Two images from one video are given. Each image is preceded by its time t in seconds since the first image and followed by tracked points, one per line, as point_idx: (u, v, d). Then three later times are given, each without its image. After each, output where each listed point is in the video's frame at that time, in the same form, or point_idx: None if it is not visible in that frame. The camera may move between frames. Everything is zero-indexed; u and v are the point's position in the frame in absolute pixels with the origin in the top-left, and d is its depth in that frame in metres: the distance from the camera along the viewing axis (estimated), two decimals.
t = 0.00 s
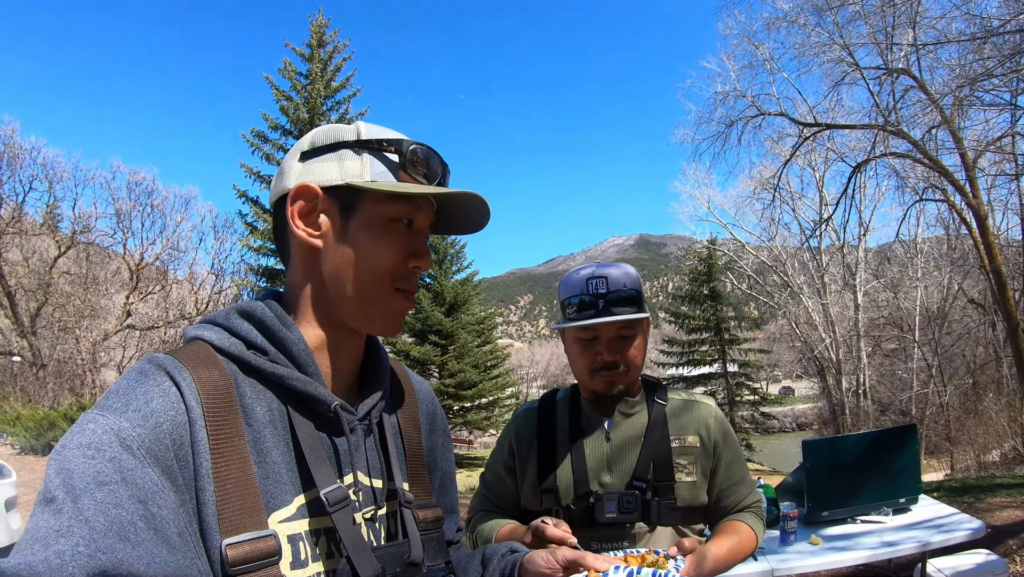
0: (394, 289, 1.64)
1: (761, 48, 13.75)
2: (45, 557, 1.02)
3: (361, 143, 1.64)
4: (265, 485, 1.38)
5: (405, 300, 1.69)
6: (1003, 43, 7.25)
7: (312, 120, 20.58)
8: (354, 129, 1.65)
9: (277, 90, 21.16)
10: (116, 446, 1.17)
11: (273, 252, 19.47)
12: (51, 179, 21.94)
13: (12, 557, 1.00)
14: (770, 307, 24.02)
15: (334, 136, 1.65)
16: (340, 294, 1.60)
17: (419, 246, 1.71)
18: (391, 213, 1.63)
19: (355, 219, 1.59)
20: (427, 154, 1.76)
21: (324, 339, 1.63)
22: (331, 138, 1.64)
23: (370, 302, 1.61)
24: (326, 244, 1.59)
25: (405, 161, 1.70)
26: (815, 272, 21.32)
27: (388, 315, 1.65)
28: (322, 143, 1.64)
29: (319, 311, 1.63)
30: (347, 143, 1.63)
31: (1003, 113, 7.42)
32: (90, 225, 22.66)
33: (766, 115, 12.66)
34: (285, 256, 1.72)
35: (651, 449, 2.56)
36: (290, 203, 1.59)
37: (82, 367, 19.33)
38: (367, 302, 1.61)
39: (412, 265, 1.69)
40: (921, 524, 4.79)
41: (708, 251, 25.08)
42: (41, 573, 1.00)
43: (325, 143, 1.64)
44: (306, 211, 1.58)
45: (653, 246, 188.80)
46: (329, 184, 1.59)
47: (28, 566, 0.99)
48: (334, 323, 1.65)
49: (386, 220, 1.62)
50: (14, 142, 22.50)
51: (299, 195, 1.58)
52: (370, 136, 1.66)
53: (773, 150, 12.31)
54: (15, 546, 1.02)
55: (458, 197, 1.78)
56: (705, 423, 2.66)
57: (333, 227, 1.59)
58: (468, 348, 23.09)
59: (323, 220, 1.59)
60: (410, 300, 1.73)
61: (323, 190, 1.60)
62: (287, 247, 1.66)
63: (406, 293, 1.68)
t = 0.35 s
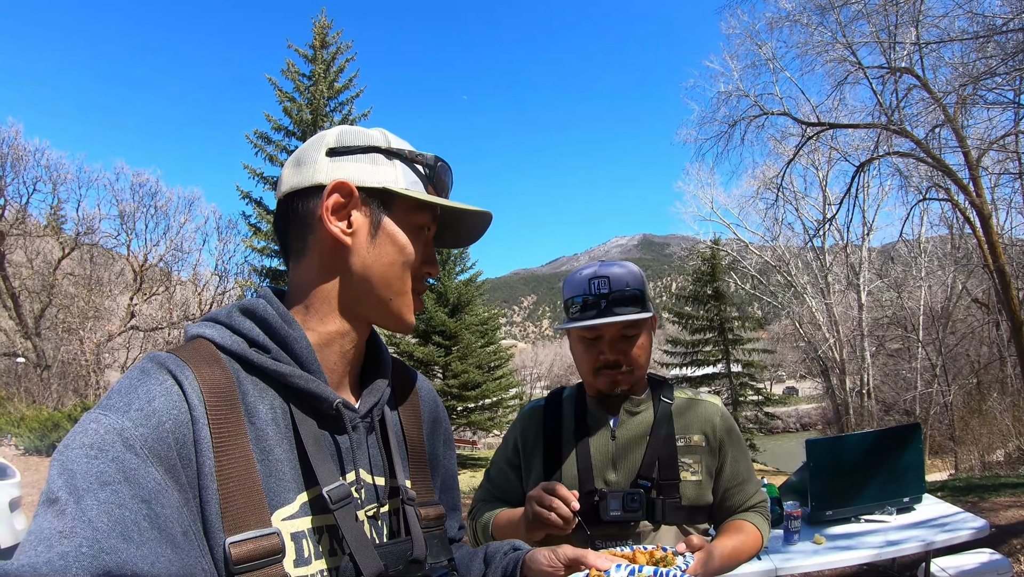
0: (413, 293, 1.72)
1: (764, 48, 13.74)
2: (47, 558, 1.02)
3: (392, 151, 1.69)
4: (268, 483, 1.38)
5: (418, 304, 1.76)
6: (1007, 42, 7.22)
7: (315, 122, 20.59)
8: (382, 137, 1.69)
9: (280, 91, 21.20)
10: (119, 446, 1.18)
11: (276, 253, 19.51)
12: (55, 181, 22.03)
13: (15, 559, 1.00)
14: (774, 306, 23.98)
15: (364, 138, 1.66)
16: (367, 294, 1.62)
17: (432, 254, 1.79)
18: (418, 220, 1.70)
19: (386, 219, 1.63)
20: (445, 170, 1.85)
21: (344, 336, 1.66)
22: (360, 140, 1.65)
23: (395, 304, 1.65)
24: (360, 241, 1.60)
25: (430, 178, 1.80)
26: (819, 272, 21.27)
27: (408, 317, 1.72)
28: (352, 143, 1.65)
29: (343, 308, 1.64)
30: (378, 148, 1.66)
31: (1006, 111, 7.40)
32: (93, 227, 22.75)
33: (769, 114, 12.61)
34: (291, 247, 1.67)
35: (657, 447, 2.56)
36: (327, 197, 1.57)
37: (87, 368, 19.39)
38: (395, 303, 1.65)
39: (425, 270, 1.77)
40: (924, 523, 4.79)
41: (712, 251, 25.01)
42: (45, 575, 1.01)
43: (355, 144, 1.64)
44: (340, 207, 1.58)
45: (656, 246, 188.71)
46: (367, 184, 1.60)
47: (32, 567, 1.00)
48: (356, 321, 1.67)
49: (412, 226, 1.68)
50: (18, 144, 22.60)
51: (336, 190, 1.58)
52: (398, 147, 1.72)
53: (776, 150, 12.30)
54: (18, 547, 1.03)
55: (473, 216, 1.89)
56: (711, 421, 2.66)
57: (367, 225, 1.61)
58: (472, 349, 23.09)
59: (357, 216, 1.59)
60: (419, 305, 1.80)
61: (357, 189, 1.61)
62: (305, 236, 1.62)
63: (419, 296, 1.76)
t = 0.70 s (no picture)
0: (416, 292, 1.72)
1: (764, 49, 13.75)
2: (49, 553, 1.02)
3: (396, 151, 1.69)
4: (269, 480, 1.38)
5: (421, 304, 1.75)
6: (1008, 42, 7.21)
7: (317, 124, 20.61)
8: (387, 136, 1.70)
9: (281, 94, 21.23)
10: (121, 442, 1.18)
11: (278, 255, 19.54)
12: (56, 183, 22.09)
13: (16, 554, 1.00)
14: (776, 308, 23.96)
15: (368, 138, 1.67)
16: (369, 292, 1.62)
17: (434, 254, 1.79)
18: (419, 221, 1.69)
19: (388, 218, 1.63)
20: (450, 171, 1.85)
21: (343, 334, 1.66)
22: (365, 139, 1.66)
23: (394, 304, 1.64)
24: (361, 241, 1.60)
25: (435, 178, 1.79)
26: (821, 273, 21.26)
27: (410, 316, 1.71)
28: (356, 142, 1.65)
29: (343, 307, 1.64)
30: (383, 148, 1.67)
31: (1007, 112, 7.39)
32: (95, 229, 22.79)
33: (770, 116, 12.59)
34: (294, 245, 1.67)
35: (659, 447, 2.56)
36: (330, 197, 1.58)
37: (89, 370, 19.42)
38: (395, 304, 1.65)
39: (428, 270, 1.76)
40: (927, 524, 4.77)
41: (713, 253, 24.97)
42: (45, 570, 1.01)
43: (359, 143, 1.65)
44: (343, 205, 1.58)
45: (657, 249, 188.63)
46: (370, 183, 1.60)
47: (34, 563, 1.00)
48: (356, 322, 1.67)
49: (414, 226, 1.67)
50: (20, 146, 22.63)
51: (339, 188, 1.58)
52: (403, 146, 1.72)
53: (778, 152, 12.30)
54: (19, 544, 1.03)
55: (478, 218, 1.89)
56: (714, 420, 2.65)
57: (369, 224, 1.61)
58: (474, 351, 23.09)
59: (359, 215, 1.59)
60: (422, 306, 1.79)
61: (361, 187, 1.61)
62: (310, 233, 1.63)
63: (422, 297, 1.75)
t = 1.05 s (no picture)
0: (420, 304, 1.70)
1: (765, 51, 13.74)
2: (47, 559, 1.01)
3: (411, 159, 1.69)
4: (269, 484, 1.38)
5: (424, 316, 1.73)
6: (1009, 44, 7.20)
7: (318, 126, 20.62)
8: (403, 145, 1.69)
9: (282, 96, 21.25)
10: (119, 447, 1.17)
11: (279, 257, 19.55)
12: (57, 185, 22.13)
13: (15, 560, 1.00)
14: (777, 310, 23.93)
15: (384, 145, 1.67)
16: (372, 300, 1.60)
17: (440, 267, 1.76)
18: (429, 233, 1.68)
19: (396, 226, 1.62)
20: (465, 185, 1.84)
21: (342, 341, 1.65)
22: (381, 147, 1.66)
23: (397, 314, 1.62)
24: (367, 248, 1.59)
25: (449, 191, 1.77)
26: (822, 275, 21.25)
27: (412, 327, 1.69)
28: (372, 148, 1.66)
29: (345, 312, 1.63)
30: (398, 156, 1.67)
31: (1009, 113, 7.38)
32: (96, 231, 22.79)
33: (772, 118, 12.58)
34: (301, 248, 1.67)
35: (662, 450, 2.54)
36: (338, 201, 1.58)
37: (90, 372, 19.43)
38: (397, 313, 1.63)
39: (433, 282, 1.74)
40: (930, 526, 4.75)
41: (714, 256, 24.95)
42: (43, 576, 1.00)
43: (373, 149, 1.65)
44: (351, 210, 1.58)
45: (658, 251, 188.65)
46: (381, 190, 1.60)
47: (31, 568, 0.99)
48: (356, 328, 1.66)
49: (421, 236, 1.66)
50: (22, 148, 22.65)
51: (348, 193, 1.58)
52: (418, 156, 1.72)
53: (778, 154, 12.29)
54: (18, 548, 1.02)
55: (489, 233, 1.87)
56: (717, 424, 2.64)
57: (376, 230, 1.60)
58: (475, 353, 23.07)
59: (366, 221, 1.59)
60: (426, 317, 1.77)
61: (370, 194, 1.60)
62: (316, 235, 1.63)
63: (426, 308, 1.73)
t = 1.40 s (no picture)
0: (419, 316, 1.68)
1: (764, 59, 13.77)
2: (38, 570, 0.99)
3: (416, 169, 1.67)
4: (266, 491, 1.35)
5: (422, 328, 1.71)
6: (1007, 50, 7.22)
7: (318, 132, 20.66)
8: (409, 154, 1.68)
9: (282, 103, 21.31)
10: (111, 455, 1.14)
11: (278, 263, 19.54)
12: (57, 190, 22.15)
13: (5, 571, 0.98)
14: (776, 317, 23.92)
15: (389, 153, 1.65)
16: (371, 311, 1.59)
17: (442, 280, 1.74)
18: (430, 246, 1.66)
19: (397, 237, 1.60)
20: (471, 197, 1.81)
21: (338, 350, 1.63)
22: (386, 155, 1.64)
23: (394, 324, 1.61)
24: (365, 259, 1.57)
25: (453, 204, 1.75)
26: (821, 282, 21.26)
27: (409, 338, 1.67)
28: (376, 156, 1.64)
29: (340, 321, 1.62)
30: (402, 164, 1.65)
31: (1007, 119, 7.39)
32: (96, 236, 22.78)
33: (771, 125, 12.59)
34: (301, 253, 1.66)
35: (662, 459, 2.52)
36: (338, 211, 1.57)
37: (88, 378, 19.38)
38: (394, 325, 1.61)
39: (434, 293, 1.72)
40: (932, 533, 4.72)
41: (713, 262, 24.94)
42: None
43: (378, 157, 1.63)
44: (351, 219, 1.56)
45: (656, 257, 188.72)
46: (383, 200, 1.59)
47: None
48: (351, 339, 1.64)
49: (423, 248, 1.64)
50: (22, 153, 22.67)
51: (348, 203, 1.56)
52: (423, 165, 1.70)
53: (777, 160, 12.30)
54: (7, 559, 1.00)
55: (493, 246, 1.84)
56: (719, 433, 2.62)
57: (376, 240, 1.58)
58: (474, 359, 23.03)
59: (366, 231, 1.57)
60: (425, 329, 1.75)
61: (372, 204, 1.59)
62: (316, 243, 1.62)
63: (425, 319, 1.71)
